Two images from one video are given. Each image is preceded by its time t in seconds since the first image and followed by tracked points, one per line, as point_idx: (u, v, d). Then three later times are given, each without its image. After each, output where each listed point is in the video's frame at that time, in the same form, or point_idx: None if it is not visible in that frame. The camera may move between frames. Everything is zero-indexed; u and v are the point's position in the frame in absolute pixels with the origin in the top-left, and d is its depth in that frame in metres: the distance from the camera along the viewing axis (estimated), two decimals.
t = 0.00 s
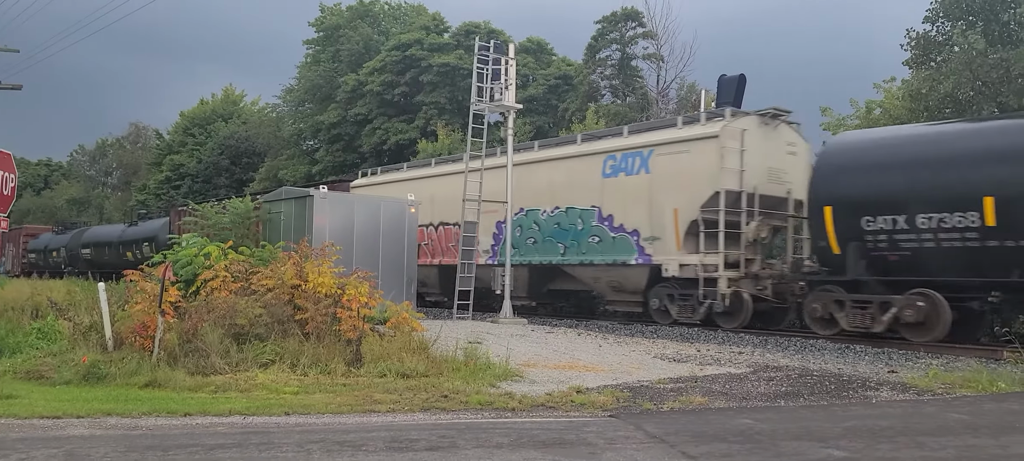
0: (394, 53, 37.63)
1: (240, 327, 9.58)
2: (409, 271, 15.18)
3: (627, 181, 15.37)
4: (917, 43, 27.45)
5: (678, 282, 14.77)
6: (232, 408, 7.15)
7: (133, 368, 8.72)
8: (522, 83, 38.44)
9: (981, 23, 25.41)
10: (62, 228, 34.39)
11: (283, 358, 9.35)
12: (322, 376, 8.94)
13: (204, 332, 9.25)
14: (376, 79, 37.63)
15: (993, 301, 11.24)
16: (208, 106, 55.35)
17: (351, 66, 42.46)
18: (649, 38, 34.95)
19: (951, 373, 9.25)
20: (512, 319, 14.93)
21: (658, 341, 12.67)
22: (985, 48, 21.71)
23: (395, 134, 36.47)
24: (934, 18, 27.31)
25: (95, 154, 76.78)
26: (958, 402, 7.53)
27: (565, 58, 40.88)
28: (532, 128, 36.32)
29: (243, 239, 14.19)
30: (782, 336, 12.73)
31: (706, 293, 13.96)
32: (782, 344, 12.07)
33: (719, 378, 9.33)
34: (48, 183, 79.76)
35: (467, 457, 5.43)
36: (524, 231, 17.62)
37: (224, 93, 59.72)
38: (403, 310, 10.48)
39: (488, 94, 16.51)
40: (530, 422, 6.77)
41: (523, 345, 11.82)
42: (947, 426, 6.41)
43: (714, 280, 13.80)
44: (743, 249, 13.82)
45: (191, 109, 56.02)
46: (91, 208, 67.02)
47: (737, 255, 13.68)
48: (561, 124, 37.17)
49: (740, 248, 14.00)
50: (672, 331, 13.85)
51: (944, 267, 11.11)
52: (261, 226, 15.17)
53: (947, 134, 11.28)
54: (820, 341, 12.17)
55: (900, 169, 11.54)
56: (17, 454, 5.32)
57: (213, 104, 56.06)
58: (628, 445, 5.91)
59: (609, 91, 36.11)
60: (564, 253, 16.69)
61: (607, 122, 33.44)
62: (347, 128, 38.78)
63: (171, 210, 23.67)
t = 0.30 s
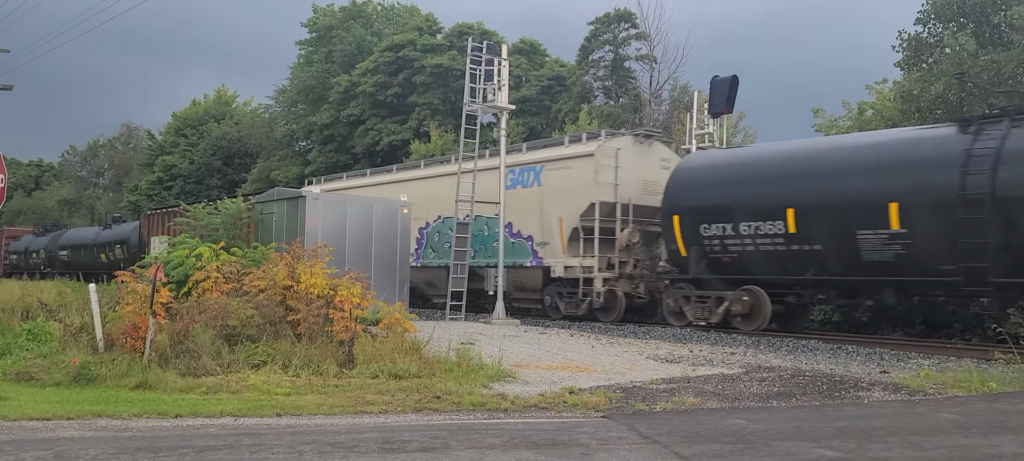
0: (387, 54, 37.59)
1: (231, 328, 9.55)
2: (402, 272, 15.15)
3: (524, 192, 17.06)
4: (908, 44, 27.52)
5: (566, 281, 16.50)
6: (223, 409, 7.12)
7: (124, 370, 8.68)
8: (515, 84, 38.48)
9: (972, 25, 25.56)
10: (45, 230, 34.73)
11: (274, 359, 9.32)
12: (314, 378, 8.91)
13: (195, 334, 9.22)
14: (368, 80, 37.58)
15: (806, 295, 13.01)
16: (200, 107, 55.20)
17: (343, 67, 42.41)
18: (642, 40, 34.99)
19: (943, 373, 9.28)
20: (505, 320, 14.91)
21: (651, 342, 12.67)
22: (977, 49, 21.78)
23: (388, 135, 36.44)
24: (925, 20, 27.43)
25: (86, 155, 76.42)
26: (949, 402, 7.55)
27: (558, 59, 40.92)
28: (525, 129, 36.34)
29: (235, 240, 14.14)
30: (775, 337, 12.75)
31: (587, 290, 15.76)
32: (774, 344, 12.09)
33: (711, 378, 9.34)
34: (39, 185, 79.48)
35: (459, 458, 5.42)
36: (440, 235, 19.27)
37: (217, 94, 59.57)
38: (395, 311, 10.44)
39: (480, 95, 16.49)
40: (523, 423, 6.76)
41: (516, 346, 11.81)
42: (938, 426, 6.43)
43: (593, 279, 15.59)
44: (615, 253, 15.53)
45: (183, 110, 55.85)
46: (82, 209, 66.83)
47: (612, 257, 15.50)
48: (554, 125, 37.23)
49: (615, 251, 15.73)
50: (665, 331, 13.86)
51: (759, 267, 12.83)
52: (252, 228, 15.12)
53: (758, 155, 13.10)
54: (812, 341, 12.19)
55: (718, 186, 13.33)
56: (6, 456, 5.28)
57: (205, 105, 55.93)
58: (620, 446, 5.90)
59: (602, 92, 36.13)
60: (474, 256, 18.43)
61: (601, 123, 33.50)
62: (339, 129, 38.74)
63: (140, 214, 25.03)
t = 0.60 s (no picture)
0: (378, 54, 37.53)
1: (222, 328, 9.51)
2: (393, 272, 15.12)
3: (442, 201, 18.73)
4: (898, 45, 27.67)
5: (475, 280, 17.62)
6: (213, 409, 7.09)
7: (114, 370, 8.64)
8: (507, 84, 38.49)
9: (962, 27, 25.64)
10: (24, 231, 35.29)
11: (265, 359, 9.29)
12: (305, 378, 8.89)
13: (186, 334, 9.18)
14: (360, 80, 37.53)
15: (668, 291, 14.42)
16: (190, 106, 55.03)
17: (335, 67, 42.31)
18: (634, 40, 35.01)
19: (933, 373, 9.31)
20: (497, 320, 14.90)
21: (643, 342, 12.68)
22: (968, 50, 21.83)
23: (380, 135, 36.39)
24: (915, 22, 27.57)
25: (76, 154, 76.02)
26: (939, 402, 7.58)
27: (549, 59, 40.92)
28: (517, 129, 36.35)
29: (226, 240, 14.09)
30: (766, 337, 12.77)
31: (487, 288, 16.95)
32: (765, 344, 12.12)
33: (703, 378, 9.35)
34: (28, 184, 79.11)
35: (450, 458, 5.41)
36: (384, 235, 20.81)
37: (208, 93, 59.39)
38: (387, 311, 10.41)
39: (472, 95, 16.47)
40: (515, 424, 6.75)
41: (508, 346, 11.79)
42: (928, 426, 6.45)
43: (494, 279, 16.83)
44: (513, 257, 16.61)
45: (173, 109, 55.64)
46: (71, 208, 66.62)
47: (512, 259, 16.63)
48: (546, 125, 37.26)
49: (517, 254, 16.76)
50: (656, 331, 13.89)
51: (619, 267, 14.28)
52: (245, 229, 15.07)
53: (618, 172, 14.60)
54: (803, 341, 12.22)
55: (591, 197, 14.75)
56: None
57: (195, 104, 55.75)
58: (612, 446, 5.91)
59: (594, 92, 36.13)
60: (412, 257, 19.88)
61: (592, 123, 33.58)
62: (331, 128, 38.68)
63: (112, 217, 25.88)
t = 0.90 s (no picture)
0: (371, 53, 37.48)
1: (214, 328, 9.48)
2: (387, 271, 15.11)
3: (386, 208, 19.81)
4: (891, 46, 27.81)
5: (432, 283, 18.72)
6: (206, 409, 7.07)
7: (105, 370, 8.62)
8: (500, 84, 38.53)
9: (953, 27, 25.79)
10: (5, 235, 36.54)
11: (258, 358, 9.27)
12: (298, 377, 8.87)
13: (178, 333, 9.16)
14: (353, 79, 37.50)
15: (560, 289, 16.46)
16: (183, 105, 54.87)
17: (328, 66, 42.24)
18: (627, 40, 35.04)
19: (925, 372, 9.34)
20: (490, 320, 14.90)
21: (635, 341, 12.69)
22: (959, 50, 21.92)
23: (373, 134, 36.35)
24: (907, 22, 27.72)
25: (67, 153, 75.70)
26: (931, 401, 7.61)
27: (543, 59, 40.94)
28: (510, 128, 36.36)
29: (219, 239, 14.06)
30: (758, 337, 12.80)
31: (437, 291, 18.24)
32: (758, 344, 12.15)
33: (696, 377, 9.38)
34: (19, 183, 78.79)
35: (444, 458, 5.41)
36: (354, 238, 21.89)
37: (200, 92, 59.24)
38: (379, 310, 10.40)
39: (465, 94, 16.47)
40: (508, 423, 6.76)
41: (501, 345, 11.79)
42: (919, 425, 6.48)
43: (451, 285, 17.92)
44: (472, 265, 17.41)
45: (165, 108, 55.49)
46: (63, 207, 66.42)
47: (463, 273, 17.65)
48: (539, 125, 37.29)
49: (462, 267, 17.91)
50: (649, 330, 13.91)
51: (518, 268, 16.13)
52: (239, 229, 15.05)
53: (518, 181, 16.45)
54: (795, 341, 12.25)
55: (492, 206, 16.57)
56: None
57: (188, 103, 55.60)
58: (605, 445, 5.92)
59: (588, 92, 36.15)
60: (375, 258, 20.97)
61: (586, 123, 33.65)
62: (324, 127, 38.66)
63: (84, 219, 27.14)
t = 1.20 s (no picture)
0: (366, 52, 37.45)
1: (209, 327, 9.45)
2: (382, 271, 15.12)
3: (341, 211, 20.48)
4: (885, 46, 27.95)
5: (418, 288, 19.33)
6: (199, 409, 7.05)
7: (99, 369, 8.59)
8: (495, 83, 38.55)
9: (948, 28, 25.92)
10: None
11: (253, 358, 9.26)
12: (292, 377, 8.85)
13: (172, 332, 9.14)
14: (348, 78, 37.46)
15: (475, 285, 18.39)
16: (177, 104, 54.75)
17: (323, 65, 42.17)
18: (622, 39, 35.04)
19: (919, 372, 9.37)
20: (484, 319, 14.88)
21: (630, 341, 12.70)
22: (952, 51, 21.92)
23: (368, 133, 36.33)
24: (901, 22, 27.83)
25: (61, 152, 75.50)
26: (925, 400, 7.63)
27: (538, 58, 40.94)
28: (505, 128, 36.37)
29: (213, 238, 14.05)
30: (753, 336, 12.82)
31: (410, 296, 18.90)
32: (752, 343, 12.17)
33: (690, 377, 9.40)
34: (13, 182, 78.57)
35: (438, 457, 5.40)
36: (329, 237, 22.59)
37: (195, 91, 59.14)
38: (374, 309, 10.40)
39: (460, 94, 16.46)
40: (503, 422, 6.75)
41: (496, 345, 11.79)
42: (913, 425, 6.48)
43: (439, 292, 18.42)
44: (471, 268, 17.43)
45: (159, 107, 55.35)
46: (56, 206, 66.26)
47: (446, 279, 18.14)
48: (534, 124, 37.32)
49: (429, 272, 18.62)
50: (644, 330, 13.93)
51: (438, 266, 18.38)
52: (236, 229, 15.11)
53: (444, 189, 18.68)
54: (790, 340, 12.28)
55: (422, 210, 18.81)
56: None
57: (182, 101, 55.48)
58: (600, 444, 5.92)
59: (583, 92, 36.17)
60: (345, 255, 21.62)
61: (581, 122, 33.69)
62: (319, 126, 38.64)
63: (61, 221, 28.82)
